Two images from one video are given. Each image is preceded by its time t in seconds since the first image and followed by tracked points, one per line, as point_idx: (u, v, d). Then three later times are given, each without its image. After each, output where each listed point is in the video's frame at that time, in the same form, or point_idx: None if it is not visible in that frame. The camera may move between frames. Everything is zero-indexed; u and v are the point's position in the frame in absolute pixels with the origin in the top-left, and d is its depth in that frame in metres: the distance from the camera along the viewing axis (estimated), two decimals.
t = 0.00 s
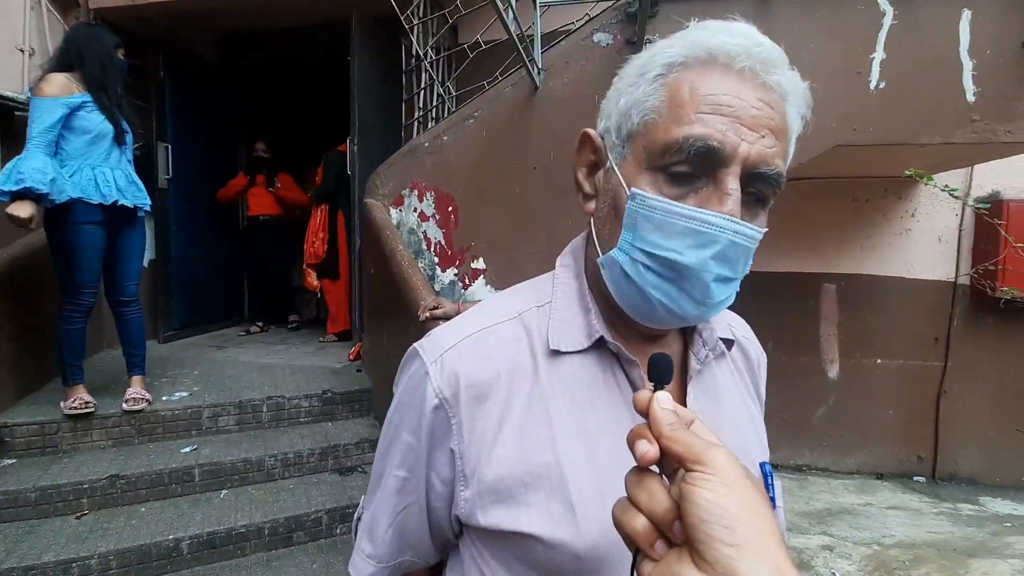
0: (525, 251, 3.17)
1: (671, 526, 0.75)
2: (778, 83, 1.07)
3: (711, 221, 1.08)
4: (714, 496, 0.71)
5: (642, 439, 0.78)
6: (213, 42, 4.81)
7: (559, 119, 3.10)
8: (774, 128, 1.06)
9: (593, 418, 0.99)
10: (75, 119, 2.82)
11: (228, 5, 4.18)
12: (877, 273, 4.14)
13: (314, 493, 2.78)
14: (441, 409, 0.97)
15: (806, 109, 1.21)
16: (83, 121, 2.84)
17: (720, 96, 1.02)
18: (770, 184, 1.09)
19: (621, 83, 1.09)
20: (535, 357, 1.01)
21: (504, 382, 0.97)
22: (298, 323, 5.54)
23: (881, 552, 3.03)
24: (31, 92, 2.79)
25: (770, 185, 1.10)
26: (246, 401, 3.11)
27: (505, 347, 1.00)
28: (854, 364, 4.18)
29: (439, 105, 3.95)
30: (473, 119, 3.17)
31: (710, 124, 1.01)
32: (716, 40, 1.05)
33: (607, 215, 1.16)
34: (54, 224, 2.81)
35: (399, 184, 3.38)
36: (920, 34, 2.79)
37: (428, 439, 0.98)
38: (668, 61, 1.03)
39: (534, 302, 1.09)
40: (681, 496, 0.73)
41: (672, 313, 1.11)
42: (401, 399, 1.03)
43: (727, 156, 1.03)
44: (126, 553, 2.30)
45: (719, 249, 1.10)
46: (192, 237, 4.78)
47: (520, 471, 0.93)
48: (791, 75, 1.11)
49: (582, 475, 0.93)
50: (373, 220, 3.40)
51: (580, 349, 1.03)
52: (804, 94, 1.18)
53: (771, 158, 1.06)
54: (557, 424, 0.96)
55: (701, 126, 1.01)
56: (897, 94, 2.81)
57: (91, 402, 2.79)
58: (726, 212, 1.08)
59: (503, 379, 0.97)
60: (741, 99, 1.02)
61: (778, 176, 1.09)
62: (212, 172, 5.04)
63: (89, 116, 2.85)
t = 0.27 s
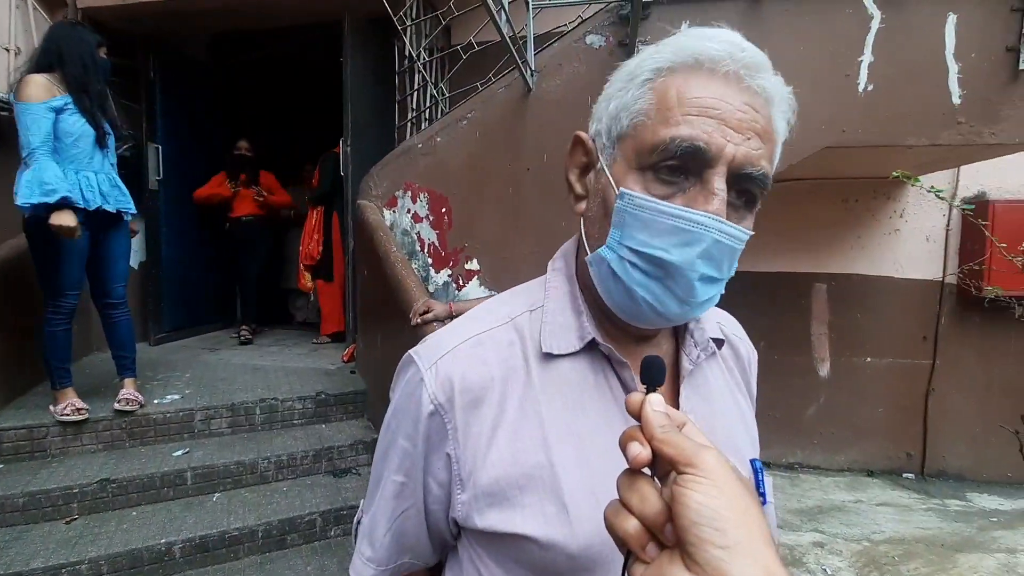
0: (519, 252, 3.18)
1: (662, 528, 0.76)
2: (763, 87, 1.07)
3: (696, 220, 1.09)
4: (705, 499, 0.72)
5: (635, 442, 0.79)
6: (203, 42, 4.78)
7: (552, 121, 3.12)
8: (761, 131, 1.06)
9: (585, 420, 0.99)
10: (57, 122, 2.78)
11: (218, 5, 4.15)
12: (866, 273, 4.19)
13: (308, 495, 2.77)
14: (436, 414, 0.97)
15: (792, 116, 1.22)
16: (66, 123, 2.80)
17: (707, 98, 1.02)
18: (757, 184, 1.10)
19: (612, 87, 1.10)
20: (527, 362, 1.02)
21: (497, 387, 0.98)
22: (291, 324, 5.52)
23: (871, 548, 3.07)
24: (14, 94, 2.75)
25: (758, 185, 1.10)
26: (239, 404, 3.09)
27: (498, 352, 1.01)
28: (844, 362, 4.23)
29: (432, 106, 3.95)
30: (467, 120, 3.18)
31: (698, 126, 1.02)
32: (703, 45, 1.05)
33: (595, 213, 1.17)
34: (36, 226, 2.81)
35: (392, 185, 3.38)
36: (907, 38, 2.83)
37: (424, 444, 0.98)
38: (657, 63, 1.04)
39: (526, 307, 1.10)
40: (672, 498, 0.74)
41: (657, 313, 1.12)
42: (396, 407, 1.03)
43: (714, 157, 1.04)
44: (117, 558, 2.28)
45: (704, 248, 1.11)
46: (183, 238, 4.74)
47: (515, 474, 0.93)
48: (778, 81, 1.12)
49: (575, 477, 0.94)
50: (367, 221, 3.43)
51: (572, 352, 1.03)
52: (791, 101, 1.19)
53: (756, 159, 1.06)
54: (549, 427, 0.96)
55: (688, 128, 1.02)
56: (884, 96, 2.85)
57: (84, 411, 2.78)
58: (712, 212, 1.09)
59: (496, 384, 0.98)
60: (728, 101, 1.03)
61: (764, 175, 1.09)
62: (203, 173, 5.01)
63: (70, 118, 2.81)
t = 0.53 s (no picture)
0: (516, 252, 3.18)
1: (659, 525, 0.76)
2: (731, 86, 1.07)
3: (681, 226, 1.09)
4: (700, 494, 0.72)
5: (630, 440, 0.80)
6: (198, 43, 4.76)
7: (549, 121, 3.12)
8: (734, 129, 1.06)
9: (592, 417, 1.00)
10: (53, 125, 2.76)
11: (213, 6, 4.14)
12: (862, 272, 4.21)
13: (306, 496, 2.77)
14: (446, 413, 0.98)
15: (768, 103, 1.21)
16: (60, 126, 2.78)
17: (676, 107, 1.02)
18: (738, 181, 1.09)
19: (586, 107, 1.11)
20: (534, 361, 1.02)
21: (505, 386, 0.98)
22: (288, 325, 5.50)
23: (867, 546, 3.09)
24: (11, 94, 2.75)
25: (738, 181, 1.09)
26: (236, 405, 3.08)
27: (505, 352, 1.01)
28: (841, 361, 4.25)
29: (429, 107, 3.95)
30: (463, 121, 3.18)
31: (670, 136, 1.03)
32: (665, 54, 1.05)
33: (587, 230, 1.18)
34: (26, 225, 2.81)
35: (390, 186, 3.37)
36: (901, 39, 2.85)
37: (434, 442, 0.99)
38: (624, 79, 1.05)
39: (532, 308, 1.11)
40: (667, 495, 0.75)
41: (657, 315, 1.13)
42: (405, 405, 1.03)
43: (690, 163, 1.04)
44: (115, 560, 2.27)
45: (693, 251, 1.11)
46: (179, 239, 4.73)
47: (522, 471, 0.94)
48: (746, 76, 1.11)
49: (580, 472, 0.94)
50: (364, 222, 3.44)
51: (577, 351, 1.04)
52: (763, 90, 1.17)
53: (733, 159, 1.06)
54: (557, 424, 0.97)
55: (662, 139, 1.03)
56: (879, 97, 2.87)
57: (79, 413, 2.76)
58: (696, 217, 1.09)
59: (504, 383, 0.98)
60: (697, 106, 1.03)
61: (745, 172, 1.09)
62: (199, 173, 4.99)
63: (64, 121, 2.79)
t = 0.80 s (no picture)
0: (517, 253, 3.19)
1: (656, 524, 0.77)
2: (735, 97, 1.07)
3: (676, 223, 1.08)
4: (696, 493, 0.73)
5: (627, 439, 0.80)
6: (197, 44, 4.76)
7: (550, 122, 3.12)
8: (734, 138, 1.06)
9: (581, 418, 0.99)
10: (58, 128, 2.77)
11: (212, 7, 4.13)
12: (861, 272, 4.22)
13: (307, 498, 2.76)
14: (438, 415, 0.98)
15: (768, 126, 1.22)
16: (64, 130, 2.80)
17: (682, 111, 1.02)
18: (732, 188, 1.09)
19: (593, 104, 1.11)
20: (524, 363, 1.02)
21: (496, 388, 0.98)
22: (287, 326, 5.49)
23: (867, 546, 3.09)
24: (20, 96, 2.77)
25: (732, 190, 1.10)
26: (236, 407, 3.08)
27: (496, 355, 1.01)
28: (841, 361, 4.25)
29: (428, 107, 3.95)
30: (463, 122, 3.18)
31: (673, 137, 1.02)
32: (677, 61, 1.06)
33: (585, 227, 1.17)
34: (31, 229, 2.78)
35: (390, 187, 3.37)
36: (900, 40, 2.86)
37: (427, 444, 0.99)
38: (634, 79, 1.05)
39: (523, 310, 1.10)
40: (665, 493, 0.75)
41: (645, 312, 1.12)
42: (401, 408, 1.04)
43: (689, 164, 1.04)
44: (115, 563, 2.26)
45: (686, 248, 1.11)
46: (178, 241, 4.72)
47: (513, 471, 0.94)
48: (750, 94, 1.12)
49: (569, 471, 0.94)
50: (365, 224, 3.44)
51: (566, 353, 1.03)
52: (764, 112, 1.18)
53: (730, 165, 1.06)
54: (546, 426, 0.96)
55: (665, 138, 1.02)
56: (878, 98, 2.88)
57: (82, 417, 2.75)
58: (692, 215, 1.08)
59: (495, 385, 0.98)
60: (701, 111, 1.03)
61: (740, 181, 1.09)
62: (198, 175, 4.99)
63: (70, 125, 2.81)
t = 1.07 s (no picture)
0: (520, 255, 3.18)
1: (643, 522, 0.76)
2: (758, 108, 1.09)
3: (708, 230, 1.09)
4: (681, 491, 0.72)
5: (615, 439, 0.79)
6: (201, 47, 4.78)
7: (553, 123, 3.12)
8: (757, 147, 1.08)
9: (579, 417, 0.98)
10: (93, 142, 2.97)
11: (216, 11, 4.15)
12: (866, 273, 4.20)
13: (310, 499, 2.76)
14: (439, 408, 0.97)
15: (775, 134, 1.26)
16: (97, 144, 3.01)
17: (711, 118, 1.03)
18: (754, 196, 1.12)
19: (617, 105, 1.09)
20: (525, 361, 1.01)
21: (496, 384, 0.98)
22: (291, 328, 5.50)
23: (873, 548, 3.07)
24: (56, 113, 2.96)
25: (753, 197, 1.12)
26: (240, 408, 3.08)
27: (498, 352, 1.01)
28: (846, 363, 4.23)
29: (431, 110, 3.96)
30: (466, 123, 3.18)
31: (704, 143, 1.03)
32: (703, 69, 1.06)
33: (602, 231, 1.15)
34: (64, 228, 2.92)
35: (393, 189, 3.38)
36: (903, 40, 2.85)
37: (427, 437, 0.98)
38: (663, 85, 1.05)
39: (526, 310, 1.10)
40: (651, 492, 0.74)
41: (671, 317, 1.11)
42: (402, 401, 1.03)
43: (720, 171, 1.05)
44: (118, 565, 2.26)
45: (718, 255, 1.11)
46: (181, 243, 4.74)
47: (510, 466, 0.93)
48: (767, 103, 1.14)
49: (566, 468, 0.93)
50: (368, 226, 3.42)
51: (567, 353, 1.03)
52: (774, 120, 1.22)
53: (755, 174, 1.09)
54: (545, 423, 0.96)
55: (697, 145, 1.02)
56: (882, 98, 2.87)
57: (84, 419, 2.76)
58: (722, 221, 1.09)
59: (495, 381, 0.98)
60: (730, 120, 1.05)
61: (761, 189, 1.12)
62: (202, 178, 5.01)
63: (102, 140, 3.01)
